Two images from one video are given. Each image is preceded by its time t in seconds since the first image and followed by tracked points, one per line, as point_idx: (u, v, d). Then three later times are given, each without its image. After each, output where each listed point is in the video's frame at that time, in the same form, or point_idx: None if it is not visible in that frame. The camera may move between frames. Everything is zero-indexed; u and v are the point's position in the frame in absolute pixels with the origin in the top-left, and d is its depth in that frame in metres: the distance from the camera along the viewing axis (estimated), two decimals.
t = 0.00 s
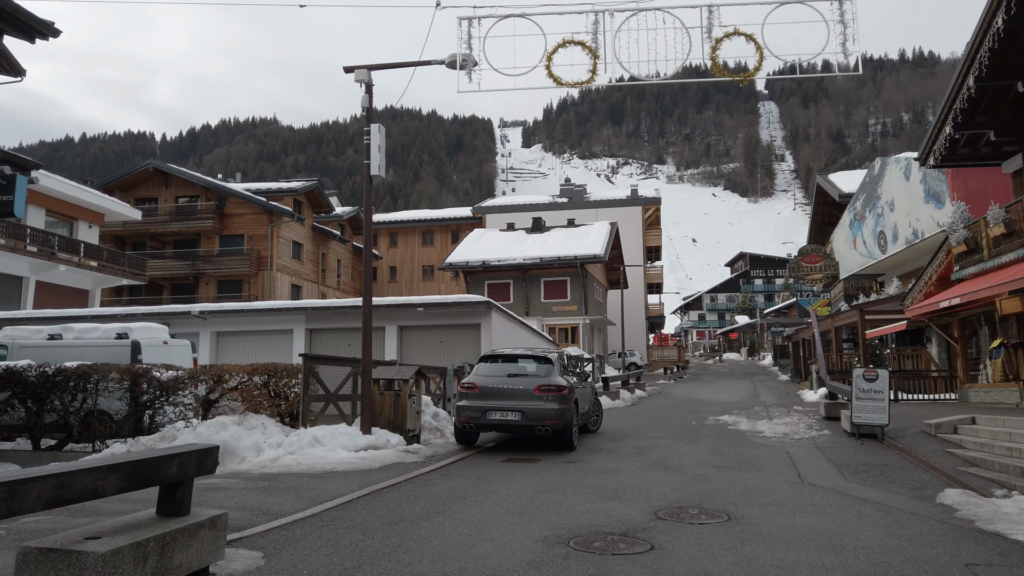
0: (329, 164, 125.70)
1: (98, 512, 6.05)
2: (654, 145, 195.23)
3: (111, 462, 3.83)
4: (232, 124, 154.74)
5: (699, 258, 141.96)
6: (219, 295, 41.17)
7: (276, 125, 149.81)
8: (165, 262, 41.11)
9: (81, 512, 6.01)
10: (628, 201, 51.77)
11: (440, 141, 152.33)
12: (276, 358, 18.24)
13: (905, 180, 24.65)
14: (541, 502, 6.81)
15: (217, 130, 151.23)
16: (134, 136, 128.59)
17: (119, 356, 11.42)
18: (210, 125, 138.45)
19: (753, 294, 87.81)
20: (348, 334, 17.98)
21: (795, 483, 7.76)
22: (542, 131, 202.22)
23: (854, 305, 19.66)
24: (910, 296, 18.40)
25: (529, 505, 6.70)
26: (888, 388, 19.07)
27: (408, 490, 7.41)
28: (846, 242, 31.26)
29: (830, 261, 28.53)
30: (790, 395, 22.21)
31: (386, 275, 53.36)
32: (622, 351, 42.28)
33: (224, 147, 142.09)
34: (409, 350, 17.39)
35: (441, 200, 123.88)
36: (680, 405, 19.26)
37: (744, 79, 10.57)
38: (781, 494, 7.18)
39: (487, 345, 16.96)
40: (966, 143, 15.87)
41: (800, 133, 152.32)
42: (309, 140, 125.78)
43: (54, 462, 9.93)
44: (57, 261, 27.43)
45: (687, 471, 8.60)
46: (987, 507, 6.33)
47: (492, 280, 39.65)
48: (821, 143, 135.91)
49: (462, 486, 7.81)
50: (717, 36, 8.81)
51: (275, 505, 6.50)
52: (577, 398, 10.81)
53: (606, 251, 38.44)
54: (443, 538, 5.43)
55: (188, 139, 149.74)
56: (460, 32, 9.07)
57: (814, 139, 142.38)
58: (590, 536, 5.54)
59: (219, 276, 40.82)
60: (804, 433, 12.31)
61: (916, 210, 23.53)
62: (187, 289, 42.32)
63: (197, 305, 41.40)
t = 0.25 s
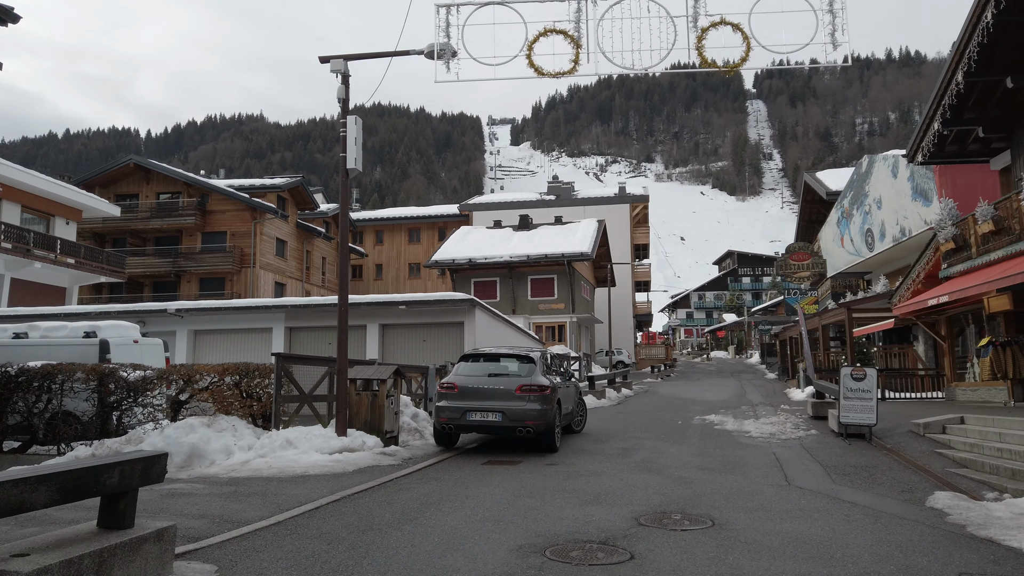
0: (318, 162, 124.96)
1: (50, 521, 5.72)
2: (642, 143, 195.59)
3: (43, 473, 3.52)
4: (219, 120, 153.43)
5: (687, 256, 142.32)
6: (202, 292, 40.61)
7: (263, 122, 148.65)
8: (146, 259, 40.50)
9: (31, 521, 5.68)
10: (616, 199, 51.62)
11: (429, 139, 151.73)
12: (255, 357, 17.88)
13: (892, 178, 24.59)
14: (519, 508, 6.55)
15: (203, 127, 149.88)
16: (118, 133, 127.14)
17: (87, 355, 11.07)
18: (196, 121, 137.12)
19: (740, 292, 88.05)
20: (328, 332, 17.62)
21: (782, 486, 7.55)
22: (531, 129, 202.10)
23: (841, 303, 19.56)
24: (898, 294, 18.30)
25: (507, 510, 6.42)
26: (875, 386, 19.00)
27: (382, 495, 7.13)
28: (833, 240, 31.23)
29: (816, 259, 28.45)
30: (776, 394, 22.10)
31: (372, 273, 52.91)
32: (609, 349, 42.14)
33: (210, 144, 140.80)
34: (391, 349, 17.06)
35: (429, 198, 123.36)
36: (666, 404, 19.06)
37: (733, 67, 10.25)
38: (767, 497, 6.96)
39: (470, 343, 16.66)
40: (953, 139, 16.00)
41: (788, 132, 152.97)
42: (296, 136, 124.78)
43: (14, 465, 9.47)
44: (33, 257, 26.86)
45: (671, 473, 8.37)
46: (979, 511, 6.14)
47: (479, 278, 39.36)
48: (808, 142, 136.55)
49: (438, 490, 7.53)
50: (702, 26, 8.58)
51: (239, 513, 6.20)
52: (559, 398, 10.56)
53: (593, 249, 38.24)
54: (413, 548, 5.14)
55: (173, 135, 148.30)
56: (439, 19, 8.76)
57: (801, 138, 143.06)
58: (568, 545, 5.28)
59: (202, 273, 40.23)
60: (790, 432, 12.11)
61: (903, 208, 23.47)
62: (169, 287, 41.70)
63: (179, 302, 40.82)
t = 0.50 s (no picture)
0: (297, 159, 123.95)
1: None
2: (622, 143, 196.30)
3: None
4: (196, 117, 151.30)
5: (667, 256, 142.99)
6: (174, 290, 39.83)
7: (241, 119, 146.86)
8: (117, 256, 39.63)
9: None
10: (596, 197, 51.52)
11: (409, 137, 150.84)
12: (223, 356, 17.43)
13: (868, 176, 24.69)
14: (484, 509, 6.29)
15: (180, 124, 147.71)
16: (92, 129, 124.83)
17: (40, 353, 10.58)
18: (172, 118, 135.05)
19: (719, 291, 88.56)
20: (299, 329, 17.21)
21: (757, 484, 7.36)
22: (511, 128, 202.04)
23: (818, 300, 19.54)
24: (874, 291, 18.32)
25: (472, 512, 6.15)
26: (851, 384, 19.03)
27: (343, 497, 6.83)
28: (811, 239, 31.36)
29: (794, 257, 28.50)
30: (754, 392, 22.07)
31: (349, 271, 52.35)
32: (588, 348, 42.04)
33: (187, 141, 138.79)
34: (363, 347, 16.72)
35: (409, 196, 122.65)
36: (643, 402, 18.91)
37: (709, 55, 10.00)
38: (741, 497, 6.76)
39: (444, 341, 16.36)
40: (929, 135, 16.15)
41: (766, 133, 154.23)
42: (274, 133, 123.49)
43: None
44: None
45: (645, 472, 8.15)
46: (956, 511, 5.99)
47: (457, 276, 39.04)
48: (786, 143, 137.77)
49: (403, 491, 7.23)
50: (676, 13, 8.34)
51: (188, 518, 5.86)
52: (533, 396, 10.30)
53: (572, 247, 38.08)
54: (368, 553, 4.86)
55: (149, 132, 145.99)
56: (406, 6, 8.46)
57: (779, 138, 144.40)
58: (533, 548, 5.02)
59: (174, 271, 39.47)
60: (767, 430, 11.97)
61: (879, 206, 23.57)
62: (141, 284, 40.86)
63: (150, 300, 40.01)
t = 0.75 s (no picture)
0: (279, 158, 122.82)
1: None
2: (605, 143, 196.71)
3: None
4: (175, 115, 149.27)
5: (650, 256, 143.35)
6: (149, 290, 39.09)
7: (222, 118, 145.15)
8: (90, 255, 38.81)
9: None
10: (578, 197, 51.35)
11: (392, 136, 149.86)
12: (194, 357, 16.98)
13: (848, 176, 24.73)
14: (450, 519, 6.00)
15: (159, 122, 145.67)
16: (68, 127, 122.66)
17: None
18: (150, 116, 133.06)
19: (701, 290, 88.87)
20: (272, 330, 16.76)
21: (736, 490, 7.13)
22: (495, 128, 201.92)
23: (799, 300, 19.48)
24: (854, 291, 18.27)
25: (439, 522, 5.86)
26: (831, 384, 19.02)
27: (303, 506, 6.50)
28: (791, 238, 31.44)
29: (774, 256, 28.49)
30: (734, 392, 22.00)
31: (330, 270, 51.77)
32: (569, 348, 41.87)
33: (166, 139, 136.86)
34: (337, 348, 16.35)
35: (392, 196, 121.84)
36: (623, 403, 18.71)
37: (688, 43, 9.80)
38: (719, 503, 6.54)
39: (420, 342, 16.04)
40: (909, 134, 16.20)
41: (748, 134, 155.18)
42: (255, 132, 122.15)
43: None
44: None
45: (621, 477, 7.92)
46: (939, 518, 5.80)
47: (437, 275, 38.70)
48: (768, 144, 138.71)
49: (369, 499, 6.93)
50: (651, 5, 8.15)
51: (134, 531, 5.50)
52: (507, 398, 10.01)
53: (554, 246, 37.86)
54: (323, 570, 4.54)
55: (128, 130, 143.87)
56: None
57: (760, 139, 145.42)
58: (500, 562, 4.75)
59: (149, 270, 38.73)
60: (746, 432, 11.80)
61: (859, 206, 23.59)
62: (115, 284, 40.05)
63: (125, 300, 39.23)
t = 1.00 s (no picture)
0: (266, 157, 121.99)
1: None
2: (593, 143, 196.95)
3: None
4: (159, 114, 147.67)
5: (637, 256, 143.49)
6: (129, 289, 38.48)
7: (207, 116, 143.76)
8: (69, 254, 38.14)
9: None
10: (564, 196, 51.13)
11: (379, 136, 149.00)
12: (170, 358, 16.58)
13: (834, 175, 24.66)
14: (422, 525, 5.72)
15: (142, 120, 144.04)
16: (50, 124, 121.00)
17: None
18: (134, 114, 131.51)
19: (687, 290, 88.95)
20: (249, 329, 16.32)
21: (720, 493, 6.91)
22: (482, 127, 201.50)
23: (785, 298, 19.36)
24: (840, 289, 18.18)
25: (411, 528, 5.59)
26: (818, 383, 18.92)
27: (268, 511, 6.19)
28: (777, 237, 31.39)
29: (760, 255, 28.40)
30: (720, 391, 21.87)
31: (314, 270, 51.27)
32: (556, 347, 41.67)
33: (150, 138, 135.35)
34: (317, 347, 16.02)
35: (379, 195, 121.14)
36: (608, 402, 18.50)
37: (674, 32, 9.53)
38: (703, 506, 6.32)
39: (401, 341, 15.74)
40: (895, 132, 16.16)
41: (735, 134, 155.73)
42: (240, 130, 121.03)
43: None
44: None
45: (602, 479, 7.68)
46: (929, 522, 5.61)
47: (423, 275, 38.38)
48: (755, 144, 139.23)
49: (340, 503, 6.65)
50: None
51: (84, 541, 5.19)
52: (487, 399, 9.74)
53: (540, 245, 37.61)
54: None
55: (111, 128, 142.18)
56: None
57: (747, 140, 146.13)
58: (472, 571, 4.49)
59: (129, 269, 38.09)
60: (732, 432, 11.60)
61: (845, 205, 23.52)
62: (94, 283, 39.37)
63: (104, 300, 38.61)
